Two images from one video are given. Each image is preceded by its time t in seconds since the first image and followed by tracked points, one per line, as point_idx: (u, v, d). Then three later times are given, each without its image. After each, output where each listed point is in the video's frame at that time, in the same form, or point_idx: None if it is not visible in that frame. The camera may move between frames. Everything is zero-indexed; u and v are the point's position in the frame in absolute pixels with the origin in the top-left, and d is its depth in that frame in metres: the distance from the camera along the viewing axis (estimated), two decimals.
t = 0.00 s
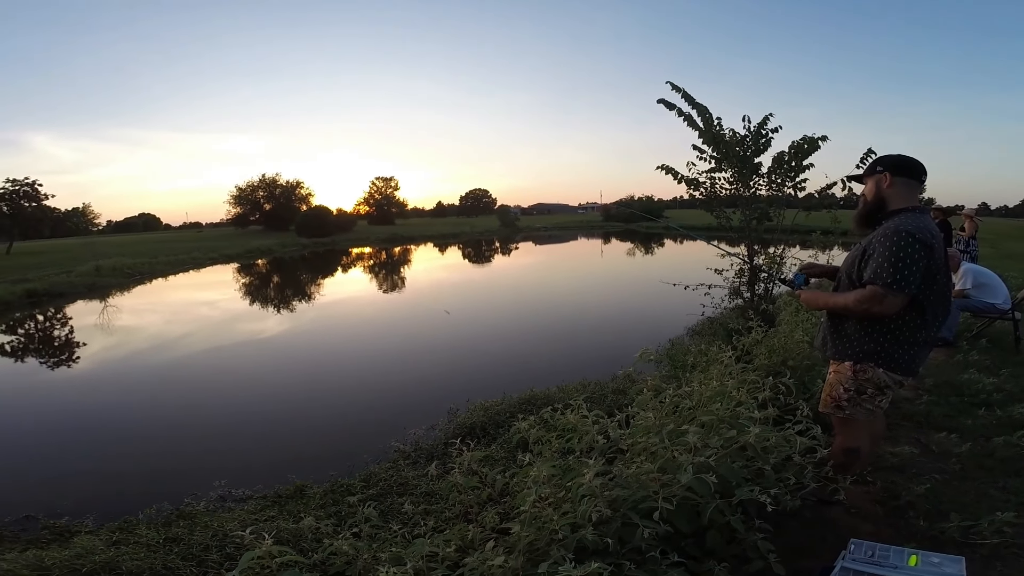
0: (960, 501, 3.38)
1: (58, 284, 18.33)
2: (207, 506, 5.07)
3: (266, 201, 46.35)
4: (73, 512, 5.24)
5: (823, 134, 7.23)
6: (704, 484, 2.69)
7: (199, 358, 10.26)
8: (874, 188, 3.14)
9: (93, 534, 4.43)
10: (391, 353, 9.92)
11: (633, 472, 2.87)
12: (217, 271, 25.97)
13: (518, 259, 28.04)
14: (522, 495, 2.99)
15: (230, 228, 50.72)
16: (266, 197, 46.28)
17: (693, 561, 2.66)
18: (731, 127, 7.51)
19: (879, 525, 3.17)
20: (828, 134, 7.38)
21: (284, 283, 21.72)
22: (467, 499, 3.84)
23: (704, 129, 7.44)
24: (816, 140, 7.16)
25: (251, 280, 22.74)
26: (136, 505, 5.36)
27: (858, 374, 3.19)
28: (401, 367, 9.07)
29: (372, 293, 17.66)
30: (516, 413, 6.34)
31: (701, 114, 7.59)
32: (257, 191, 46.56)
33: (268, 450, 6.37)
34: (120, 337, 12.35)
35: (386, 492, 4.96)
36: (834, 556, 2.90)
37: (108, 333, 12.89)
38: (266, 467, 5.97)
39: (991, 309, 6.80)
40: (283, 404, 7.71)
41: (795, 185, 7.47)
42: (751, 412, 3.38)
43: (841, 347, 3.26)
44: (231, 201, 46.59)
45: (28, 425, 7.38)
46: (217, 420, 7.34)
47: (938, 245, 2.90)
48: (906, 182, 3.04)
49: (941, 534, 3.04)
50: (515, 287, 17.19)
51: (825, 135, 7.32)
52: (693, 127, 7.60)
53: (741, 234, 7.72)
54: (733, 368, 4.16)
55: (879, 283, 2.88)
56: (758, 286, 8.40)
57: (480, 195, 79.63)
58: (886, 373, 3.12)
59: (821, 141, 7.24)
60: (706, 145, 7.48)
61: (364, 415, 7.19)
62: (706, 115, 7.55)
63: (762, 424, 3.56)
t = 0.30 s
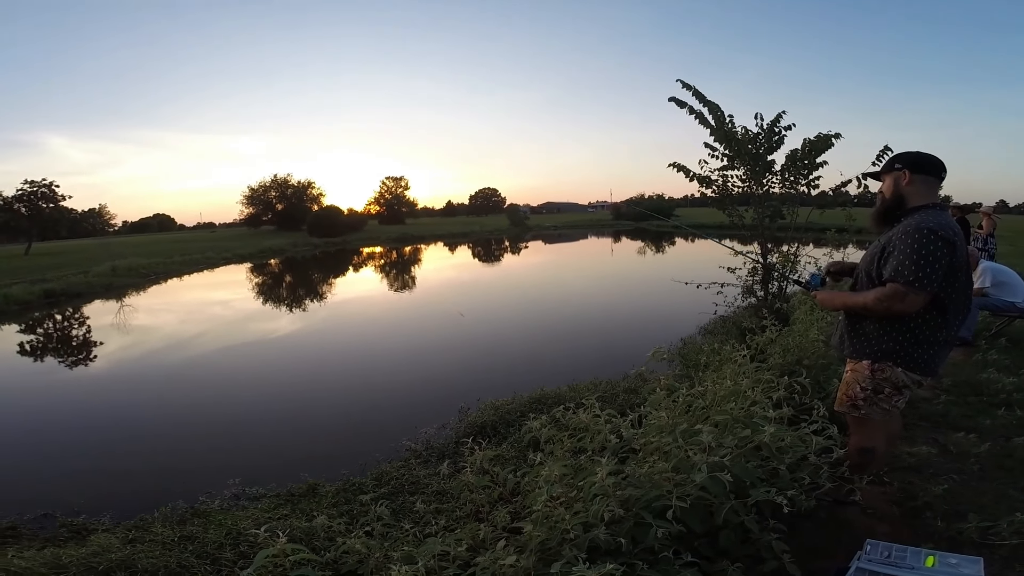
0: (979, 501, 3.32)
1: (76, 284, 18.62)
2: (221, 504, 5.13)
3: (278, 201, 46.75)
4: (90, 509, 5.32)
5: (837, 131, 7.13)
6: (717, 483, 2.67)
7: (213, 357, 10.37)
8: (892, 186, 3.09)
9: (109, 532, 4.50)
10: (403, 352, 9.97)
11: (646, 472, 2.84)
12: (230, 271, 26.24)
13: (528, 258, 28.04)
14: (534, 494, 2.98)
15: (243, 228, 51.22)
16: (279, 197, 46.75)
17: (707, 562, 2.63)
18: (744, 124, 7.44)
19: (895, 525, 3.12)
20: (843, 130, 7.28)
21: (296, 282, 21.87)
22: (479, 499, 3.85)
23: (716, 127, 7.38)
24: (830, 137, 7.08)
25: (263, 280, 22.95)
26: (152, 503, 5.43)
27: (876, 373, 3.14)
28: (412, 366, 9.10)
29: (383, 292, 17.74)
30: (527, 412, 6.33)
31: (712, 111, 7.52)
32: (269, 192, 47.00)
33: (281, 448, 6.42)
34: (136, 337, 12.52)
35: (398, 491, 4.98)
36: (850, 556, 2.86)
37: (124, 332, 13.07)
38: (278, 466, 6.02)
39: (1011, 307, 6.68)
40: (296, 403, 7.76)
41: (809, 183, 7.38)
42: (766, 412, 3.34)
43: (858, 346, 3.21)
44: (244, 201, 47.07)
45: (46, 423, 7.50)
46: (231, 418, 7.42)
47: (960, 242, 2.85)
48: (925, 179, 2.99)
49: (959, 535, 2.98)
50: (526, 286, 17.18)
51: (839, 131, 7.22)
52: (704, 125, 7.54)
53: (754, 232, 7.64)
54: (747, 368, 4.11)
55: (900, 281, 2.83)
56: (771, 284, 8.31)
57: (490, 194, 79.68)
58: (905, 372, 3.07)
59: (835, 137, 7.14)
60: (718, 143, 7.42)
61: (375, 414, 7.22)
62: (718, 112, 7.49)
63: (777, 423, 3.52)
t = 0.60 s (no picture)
0: (979, 500, 3.32)
1: (74, 287, 18.59)
2: (220, 506, 5.11)
3: (277, 203, 46.75)
4: (89, 512, 5.31)
5: (836, 130, 7.14)
6: (717, 483, 2.66)
7: (212, 359, 10.35)
8: (895, 186, 3.08)
9: (108, 535, 4.49)
10: (402, 353, 9.96)
11: (646, 472, 2.84)
12: (229, 274, 26.23)
13: (527, 259, 28.07)
14: (534, 495, 2.98)
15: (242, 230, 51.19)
16: (277, 198, 46.88)
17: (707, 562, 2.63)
18: (742, 124, 7.44)
19: (895, 525, 3.12)
20: (842, 129, 7.29)
21: (295, 284, 21.85)
22: (478, 500, 3.84)
23: (714, 127, 7.39)
24: (828, 136, 7.08)
25: (262, 282, 22.94)
26: (151, 505, 5.42)
27: (878, 373, 3.15)
28: (411, 368, 9.09)
29: (382, 294, 17.72)
30: (527, 413, 6.32)
31: (711, 111, 7.53)
32: (267, 194, 47.02)
33: (280, 450, 6.42)
34: (135, 339, 12.50)
35: (397, 492, 4.97)
36: (850, 556, 2.86)
37: (123, 335, 13.05)
38: (277, 468, 6.01)
39: (1009, 306, 6.68)
40: (295, 405, 7.75)
41: (807, 182, 7.39)
42: (765, 412, 3.34)
43: (861, 345, 3.21)
44: (243, 203, 47.07)
45: (44, 426, 7.48)
46: (229, 421, 7.40)
47: (963, 241, 2.85)
48: (927, 179, 2.99)
49: (960, 533, 2.98)
50: (525, 287, 17.18)
51: (838, 130, 7.22)
52: (703, 125, 7.54)
53: (753, 231, 7.64)
54: (747, 368, 4.11)
55: (903, 280, 2.83)
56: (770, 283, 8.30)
57: (489, 195, 79.74)
58: (908, 372, 3.07)
59: (834, 137, 7.15)
60: (716, 143, 7.42)
61: (375, 416, 7.22)
62: (716, 112, 7.49)
63: (777, 423, 3.51)
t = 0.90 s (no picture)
0: (962, 500, 3.37)
1: (59, 287, 18.32)
2: (207, 508, 5.06)
3: (266, 202, 46.41)
4: (74, 515, 5.23)
5: (824, 133, 7.23)
6: (704, 483, 2.68)
7: (199, 360, 10.25)
8: (883, 187, 3.12)
9: (93, 537, 4.42)
10: (392, 354, 9.93)
11: (635, 473, 2.85)
12: (217, 274, 25.99)
13: (518, 260, 28.10)
14: (523, 496, 2.98)
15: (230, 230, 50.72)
16: (267, 198, 46.53)
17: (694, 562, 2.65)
18: (732, 127, 7.51)
19: (880, 524, 3.16)
20: (830, 133, 7.37)
21: (284, 284, 21.70)
22: (468, 501, 3.83)
23: (704, 129, 7.44)
24: (817, 139, 7.17)
25: (251, 282, 22.77)
26: (137, 507, 5.35)
27: (864, 374, 3.19)
28: (402, 369, 9.07)
29: (372, 294, 17.65)
30: (517, 414, 6.33)
31: (701, 114, 7.59)
32: (256, 193, 46.68)
33: (268, 452, 6.37)
34: (120, 340, 12.34)
35: (387, 494, 4.95)
36: (836, 555, 2.89)
37: (108, 335, 12.88)
38: (266, 470, 5.96)
39: (992, 307, 6.79)
40: (284, 407, 7.69)
41: (795, 184, 7.47)
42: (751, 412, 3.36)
43: (849, 347, 3.25)
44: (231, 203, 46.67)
45: (27, 428, 7.36)
46: (216, 422, 7.33)
47: (949, 243, 2.89)
48: (912, 182, 3.04)
49: (944, 532, 3.02)
50: (515, 288, 17.19)
51: (826, 133, 7.31)
52: (693, 127, 7.60)
53: (741, 233, 7.70)
54: (734, 368, 4.14)
55: (890, 281, 2.86)
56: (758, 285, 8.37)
57: (480, 195, 79.73)
58: (894, 373, 3.11)
59: (822, 140, 7.23)
60: (706, 145, 7.48)
61: (365, 417, 7.19)
62: (706, 114, 7.55)
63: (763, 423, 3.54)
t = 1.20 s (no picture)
0: (928, 491, 3.52)
1: (18, 291, 17.65)
2: (181, 515, 4.96)
3: (237, 202, 45.46)
4: (42, 523, 5.07)
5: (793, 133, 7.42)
6: (677, 479, 2.74)
7: (169, 364, 10.00)
8: (845, 186, 3.23)
9: (62, 546, 4.30)
10: (368, 356, 9.85)
11: (610, 469, 2.90)
12: (186, 276, 25.37)
13: (495, 259, 28.10)
14: (501, 495, 3.00)
15: (200, 231, 49.53)
16: (237, 198, 45.58)
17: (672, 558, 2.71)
18: (703, 126, 7.65)
19: (851, 516, 3.28)
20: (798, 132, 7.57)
21: (257, 286, 21.30)
22: (447, 501, 3.83)
23: (677, 129, 7.57)
24: (786, 139, 7.35)
25: (222, 284, 22.27)
26: (109, 514, 5.22)
27: (831, 368, 3.30)
28: (379, 371, 9.02)
29: (347, 295, 17.45)
30: (495, 414, 6.35)
31: (674, 113, 7.72)
32: (227, 193, 45.71)
33: (243, 457, 6.26)
34: (86, 345, 11.96)
35: (366, 496, 4.93)
36: (811, 549, 2.99)
37: (73, 340, 12.46)
38: (242, 474, 5.88)
39: (952, 301, 7.07)
40: (258, 411, 7.57)
41: (765, 183, 7.65)
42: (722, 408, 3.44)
43: (816, 342, 3.36)
44: (200, 203, 45.57)
45: None
46: (188, 427, 7.18)
47: (910, 239, 3.01)
48: (873, 179, 3.15)
49: (912, 524, 3.15)
50: (492, 287, 17.19)
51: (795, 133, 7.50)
52: (666, 126, 7.72)
53: (713, 231, 7.86)
54: (706, 365, 4.22)
55: (854, 277, 2.97)
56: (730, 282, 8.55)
57: (457, 195, 79.45)
58: (859, 367, 3.22)
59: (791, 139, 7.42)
60: (679, 144, 7.61)
61: (342, 420, 7.13)
62: (679, 114, 7.68)
63: (735, 418, 3.63)
